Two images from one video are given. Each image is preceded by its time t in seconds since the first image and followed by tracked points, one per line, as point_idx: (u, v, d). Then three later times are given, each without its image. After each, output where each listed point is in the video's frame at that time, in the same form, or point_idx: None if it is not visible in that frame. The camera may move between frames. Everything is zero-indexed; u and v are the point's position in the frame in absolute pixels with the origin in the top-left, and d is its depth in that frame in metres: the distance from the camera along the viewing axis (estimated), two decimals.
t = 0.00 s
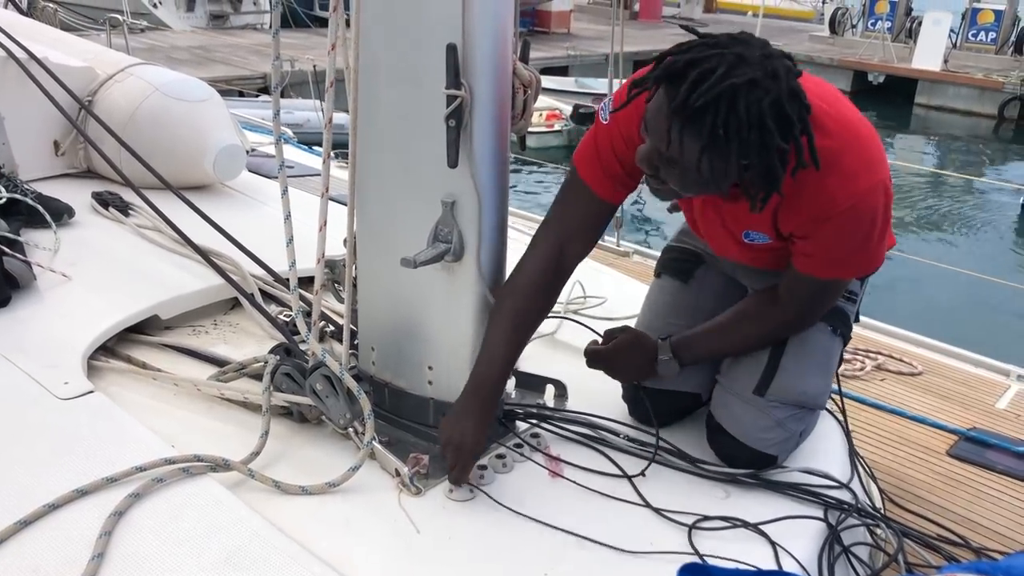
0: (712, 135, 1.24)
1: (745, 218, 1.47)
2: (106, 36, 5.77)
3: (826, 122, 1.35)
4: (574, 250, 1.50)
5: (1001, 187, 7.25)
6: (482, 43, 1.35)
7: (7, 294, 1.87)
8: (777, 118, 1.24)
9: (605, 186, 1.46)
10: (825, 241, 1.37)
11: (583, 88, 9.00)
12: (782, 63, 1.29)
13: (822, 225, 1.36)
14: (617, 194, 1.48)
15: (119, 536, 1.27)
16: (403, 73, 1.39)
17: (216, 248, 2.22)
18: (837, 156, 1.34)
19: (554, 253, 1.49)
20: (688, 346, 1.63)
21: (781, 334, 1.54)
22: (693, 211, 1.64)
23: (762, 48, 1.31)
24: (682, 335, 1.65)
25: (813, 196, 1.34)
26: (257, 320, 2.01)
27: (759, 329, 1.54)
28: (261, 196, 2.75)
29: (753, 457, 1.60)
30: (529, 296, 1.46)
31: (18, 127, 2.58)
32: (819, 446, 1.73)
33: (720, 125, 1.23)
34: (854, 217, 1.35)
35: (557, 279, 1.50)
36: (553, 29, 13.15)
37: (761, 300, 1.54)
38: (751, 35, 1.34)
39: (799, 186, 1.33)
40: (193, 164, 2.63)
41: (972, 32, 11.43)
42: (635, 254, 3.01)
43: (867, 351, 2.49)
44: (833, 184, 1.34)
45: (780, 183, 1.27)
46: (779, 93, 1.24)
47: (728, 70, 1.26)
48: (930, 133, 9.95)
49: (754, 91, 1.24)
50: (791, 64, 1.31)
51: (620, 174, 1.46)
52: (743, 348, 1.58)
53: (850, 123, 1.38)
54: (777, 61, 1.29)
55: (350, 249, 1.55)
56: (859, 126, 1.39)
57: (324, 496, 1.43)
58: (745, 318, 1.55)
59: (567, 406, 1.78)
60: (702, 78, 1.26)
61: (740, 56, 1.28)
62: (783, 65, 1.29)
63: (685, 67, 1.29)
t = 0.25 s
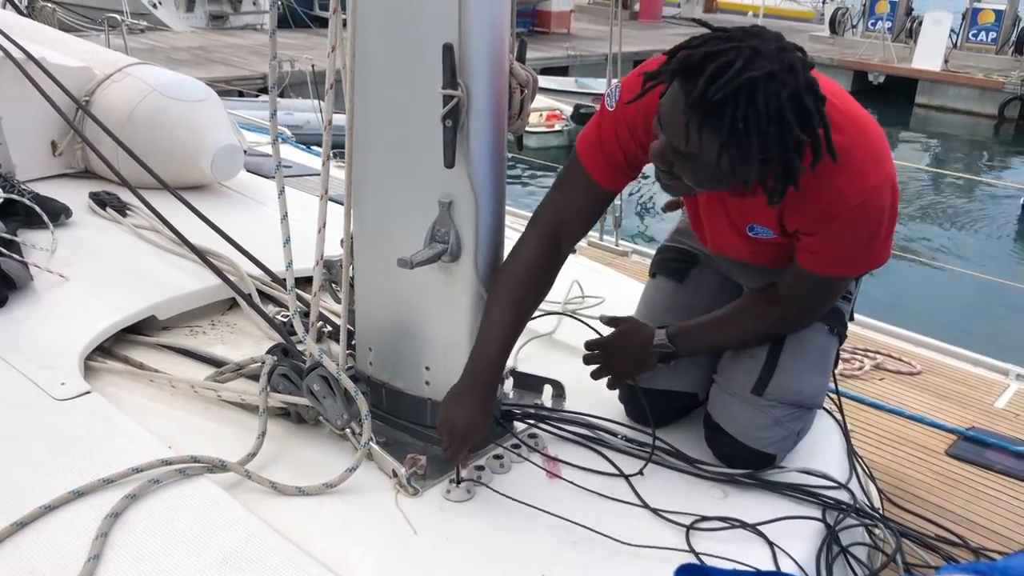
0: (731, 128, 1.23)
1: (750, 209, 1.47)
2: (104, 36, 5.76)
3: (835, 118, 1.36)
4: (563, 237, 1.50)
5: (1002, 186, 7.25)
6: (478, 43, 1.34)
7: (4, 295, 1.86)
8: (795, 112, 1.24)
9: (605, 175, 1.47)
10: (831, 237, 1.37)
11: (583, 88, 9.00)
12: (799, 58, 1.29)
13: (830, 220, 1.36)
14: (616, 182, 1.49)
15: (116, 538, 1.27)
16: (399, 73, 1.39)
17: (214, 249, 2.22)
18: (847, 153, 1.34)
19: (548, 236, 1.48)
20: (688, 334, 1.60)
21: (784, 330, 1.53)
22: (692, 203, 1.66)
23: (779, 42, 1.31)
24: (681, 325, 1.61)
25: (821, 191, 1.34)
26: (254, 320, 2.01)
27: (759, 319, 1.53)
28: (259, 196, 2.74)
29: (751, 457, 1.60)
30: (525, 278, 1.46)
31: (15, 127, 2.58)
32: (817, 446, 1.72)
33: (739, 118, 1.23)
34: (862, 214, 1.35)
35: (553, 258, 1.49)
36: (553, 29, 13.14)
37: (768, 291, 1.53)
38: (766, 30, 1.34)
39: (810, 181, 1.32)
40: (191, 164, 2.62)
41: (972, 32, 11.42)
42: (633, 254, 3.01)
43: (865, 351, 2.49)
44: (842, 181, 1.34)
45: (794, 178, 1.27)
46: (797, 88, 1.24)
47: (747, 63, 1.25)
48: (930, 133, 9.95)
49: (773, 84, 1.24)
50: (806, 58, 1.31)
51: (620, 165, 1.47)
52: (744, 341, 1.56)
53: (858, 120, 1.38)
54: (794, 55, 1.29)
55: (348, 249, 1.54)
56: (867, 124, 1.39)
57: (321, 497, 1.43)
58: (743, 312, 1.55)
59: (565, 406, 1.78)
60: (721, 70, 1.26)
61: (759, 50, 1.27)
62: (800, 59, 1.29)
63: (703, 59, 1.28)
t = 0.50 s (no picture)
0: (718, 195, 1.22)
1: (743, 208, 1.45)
2: (104, 37, 5.76)
3: (832, 119, 1.33)
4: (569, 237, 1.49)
5: (1003, 186, 7.23)
6: (476, 42, 1.34)
7: (2, 296, 1.86)
8: (776, 154, 1.21)
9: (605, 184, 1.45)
10: (839, 246, 1.37)
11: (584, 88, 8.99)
12: (757, 88, 1.23)
13: (836, 231, 1.35)
14: (615, 191, 1.46)
15: (114, 539, 1.26)
16: (397, 73, 1.39)
17: (213, 249, 2.22)
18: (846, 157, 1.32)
19: (551, 236, 1.48)
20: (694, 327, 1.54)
21: (792, 327, 1.51)
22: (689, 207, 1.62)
23: (738, 72, 1.25)
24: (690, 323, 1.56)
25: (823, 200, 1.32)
26: (253, 320, 2.00)
27: (760, 321, 1.51)
28: (258, 196, 2.74)
29: (749, 457, 1.60)
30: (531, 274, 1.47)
31: (14, 127, 2.58)
32: (816, 445, 1.72)
33: (723, 185, 1.21)
34: (866, 218, 1.34)
35: (557, 265, 1.49)
36: (554, 29, 13.13)
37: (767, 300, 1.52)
38: (720, 60, 1.28)
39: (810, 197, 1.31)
40: (190, 164, 2.62)
41: (973, 32, 11.40)
42: (634, 253, 3.01)
43: (866, 350, 2.49)
44: (846, 187, 1.32)
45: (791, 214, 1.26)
46: (768, 129, 1.20)
47: (714, 119, 1.21)
48: (930, 133, 9.94)
49: (744, 138, 1.20)
50: (772, 79, 1.25)
51: (617, 173, 1.44)
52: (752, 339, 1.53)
53: (854, 120, 1.35)
54: (754, 86, 1.23)
55: (346, 249, 1.54)
56: (863, 121, 1.36)
57: (319, 497, 1.42)
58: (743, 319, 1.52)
59: (564, 406, 1.78)
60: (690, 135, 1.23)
61: (720, 97, 1.22)
62: (762, 88, 1.23)
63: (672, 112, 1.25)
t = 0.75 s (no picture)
0: (714, 212, 1.24)
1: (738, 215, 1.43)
2: (105, 38, 5.76)
3: (821, 119, 1.31)
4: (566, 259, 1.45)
5: (1005, 185, 7.22)
6: (477, 41, 1.34)
7: (3, 296, 1.86)
8: (769, 169, 1.22)
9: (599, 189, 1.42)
10: (835, 248, 1.37)
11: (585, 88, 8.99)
12: (747, 101, 1.23)
13: (831, 233, 1.35)
14: (609, 197, 1.43)
15: (115, 539, 1.26)
16: (397, 72, 1.39)
17: (214, 249, 2.22)
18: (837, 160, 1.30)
19: (549, 248, 1.44)
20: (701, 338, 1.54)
21: (794, 331, 1.51)
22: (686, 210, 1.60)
23: (728, 85, 1.25)
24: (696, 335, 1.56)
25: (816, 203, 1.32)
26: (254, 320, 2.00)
27: (763, 328, 1.51)
28: (258, 196, 2.74)
29: (750, 457, 1.60)
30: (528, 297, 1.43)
31: (15, 127, 2.58)
32: (817, 444, 1.72)
33: (718, 202, 1.23)
34: (860, 220, 1.34)
35: (557, 284, 1.45)
36: (555, 29, 13.12)
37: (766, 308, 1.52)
38: (709, 73, 1.27)
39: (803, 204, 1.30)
40: (190, 164, 2.62)
41: (975, 32, 11.38)
42: (635, 253, 3.00)
43: (867, 349, 2.48)
44: (838, 190, 1.31)
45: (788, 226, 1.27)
46: (761, 145, 1.21)
47: (707, 137, 1.22)
48: (932, 132, 9.93)
49: (735, 156, 1.20)
50: (762, 90, 1.25)
51: (612, 177, 1.41)
52: (755, 347, 1.53)
53: (845, 119, 1.33)
54: (744, 100, 1.23)
55: (347, 249, 1.54)
56: (854, 118, 1.35)
57: (320, 497, 1.42)
58: (746, 327, 1.52)
59: (565, 405, 1.78)
60: (683, 153, 1.23)
61: (711, 113, 1.22)
62: (753, 101, 1.23)
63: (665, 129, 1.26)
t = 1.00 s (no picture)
0: (699, 239, 1.23)
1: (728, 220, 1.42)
2: (107, 39, 5.76)
3: (809, 125, 1.31)
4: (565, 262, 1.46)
5: (1008, 183, 7.21)
6: (478, 40, 1.34)
7: (5, 297, 1.86)
8: (752, 195, 1.20)
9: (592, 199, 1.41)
10: (829, 256, 1.37)
11: (587, 88, 8.98)
12: (727, 125, 1.20)
13: (824, 240, 1.35)
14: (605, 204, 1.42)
15: (118, 539, 1.27)
16: (398, 72, 1.39)
17: (215, 249, 2.22)
18: (825, 167, 1.30)
19: (546, 250, 1.46)
20: (703, 355, 1.49)
21: (788, 335, 1.50)
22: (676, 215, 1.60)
23: (707, 109, 1.22)
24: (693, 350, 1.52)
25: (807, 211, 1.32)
26: (256, 320, 2.01)
27: (756, 337, 1.49)
28: (260, 196, 2.74)
29: (752, 456, 1.60)
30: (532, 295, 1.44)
31: (16, 128, 2.58)
32: (819, 443, 1.72)
33: (703, 229, 1.21)
34: (853, 226, 1.34)
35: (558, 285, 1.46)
36: (558, 29, 13.11)
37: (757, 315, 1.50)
38: (689, 97, 1.24)
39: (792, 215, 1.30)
40: (191, 164, 2.62)
41: (977, 30, 11.35)
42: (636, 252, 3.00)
43: (869, 347, 2.48)
44: (829, 198, 1.31)
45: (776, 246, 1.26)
46: (742, 171, 1.18)
47: (687, 166, 1.19)
48: (935, 131, 9.91)
49: (717, 185, 1.18)
50: (741, 112, 1.22)
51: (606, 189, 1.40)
52: (752, 356, 1.51)
53: (834, 122, 1.33)
54: (724, 125, 1.20)
55: (348, 248, 1.54)
56: (842, 121, 1.34)
57: (323, 497, 1.43)
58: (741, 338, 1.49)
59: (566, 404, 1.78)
60: (664, 183, 1.21)
61: (691, 141, 1.20)
62: (733, 125, 1.20)
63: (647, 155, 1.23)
